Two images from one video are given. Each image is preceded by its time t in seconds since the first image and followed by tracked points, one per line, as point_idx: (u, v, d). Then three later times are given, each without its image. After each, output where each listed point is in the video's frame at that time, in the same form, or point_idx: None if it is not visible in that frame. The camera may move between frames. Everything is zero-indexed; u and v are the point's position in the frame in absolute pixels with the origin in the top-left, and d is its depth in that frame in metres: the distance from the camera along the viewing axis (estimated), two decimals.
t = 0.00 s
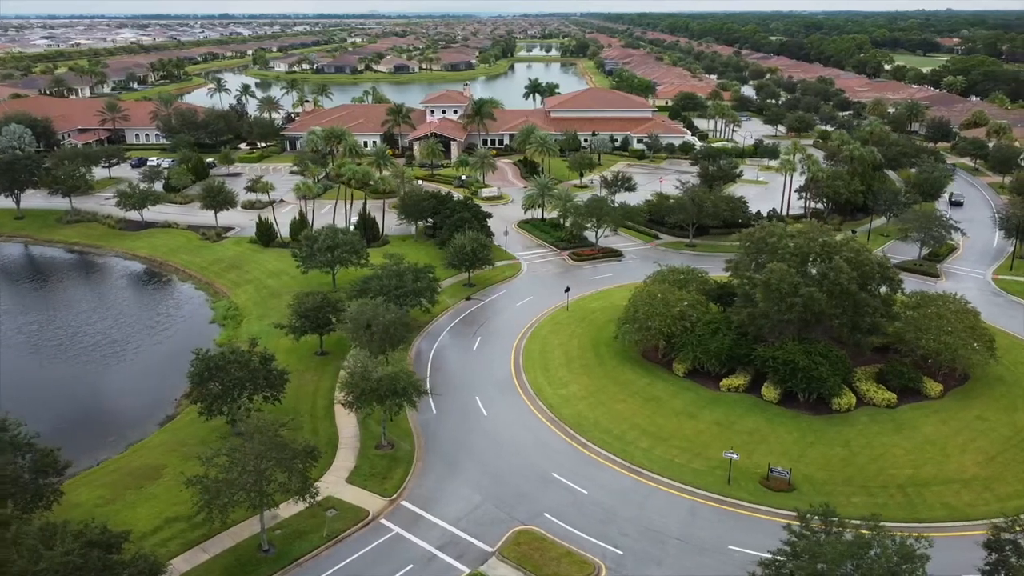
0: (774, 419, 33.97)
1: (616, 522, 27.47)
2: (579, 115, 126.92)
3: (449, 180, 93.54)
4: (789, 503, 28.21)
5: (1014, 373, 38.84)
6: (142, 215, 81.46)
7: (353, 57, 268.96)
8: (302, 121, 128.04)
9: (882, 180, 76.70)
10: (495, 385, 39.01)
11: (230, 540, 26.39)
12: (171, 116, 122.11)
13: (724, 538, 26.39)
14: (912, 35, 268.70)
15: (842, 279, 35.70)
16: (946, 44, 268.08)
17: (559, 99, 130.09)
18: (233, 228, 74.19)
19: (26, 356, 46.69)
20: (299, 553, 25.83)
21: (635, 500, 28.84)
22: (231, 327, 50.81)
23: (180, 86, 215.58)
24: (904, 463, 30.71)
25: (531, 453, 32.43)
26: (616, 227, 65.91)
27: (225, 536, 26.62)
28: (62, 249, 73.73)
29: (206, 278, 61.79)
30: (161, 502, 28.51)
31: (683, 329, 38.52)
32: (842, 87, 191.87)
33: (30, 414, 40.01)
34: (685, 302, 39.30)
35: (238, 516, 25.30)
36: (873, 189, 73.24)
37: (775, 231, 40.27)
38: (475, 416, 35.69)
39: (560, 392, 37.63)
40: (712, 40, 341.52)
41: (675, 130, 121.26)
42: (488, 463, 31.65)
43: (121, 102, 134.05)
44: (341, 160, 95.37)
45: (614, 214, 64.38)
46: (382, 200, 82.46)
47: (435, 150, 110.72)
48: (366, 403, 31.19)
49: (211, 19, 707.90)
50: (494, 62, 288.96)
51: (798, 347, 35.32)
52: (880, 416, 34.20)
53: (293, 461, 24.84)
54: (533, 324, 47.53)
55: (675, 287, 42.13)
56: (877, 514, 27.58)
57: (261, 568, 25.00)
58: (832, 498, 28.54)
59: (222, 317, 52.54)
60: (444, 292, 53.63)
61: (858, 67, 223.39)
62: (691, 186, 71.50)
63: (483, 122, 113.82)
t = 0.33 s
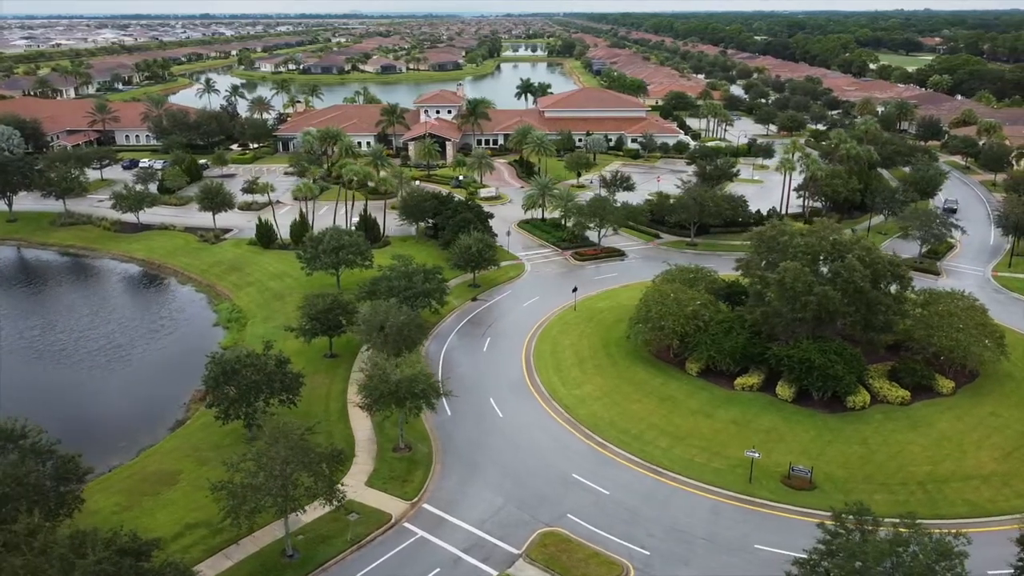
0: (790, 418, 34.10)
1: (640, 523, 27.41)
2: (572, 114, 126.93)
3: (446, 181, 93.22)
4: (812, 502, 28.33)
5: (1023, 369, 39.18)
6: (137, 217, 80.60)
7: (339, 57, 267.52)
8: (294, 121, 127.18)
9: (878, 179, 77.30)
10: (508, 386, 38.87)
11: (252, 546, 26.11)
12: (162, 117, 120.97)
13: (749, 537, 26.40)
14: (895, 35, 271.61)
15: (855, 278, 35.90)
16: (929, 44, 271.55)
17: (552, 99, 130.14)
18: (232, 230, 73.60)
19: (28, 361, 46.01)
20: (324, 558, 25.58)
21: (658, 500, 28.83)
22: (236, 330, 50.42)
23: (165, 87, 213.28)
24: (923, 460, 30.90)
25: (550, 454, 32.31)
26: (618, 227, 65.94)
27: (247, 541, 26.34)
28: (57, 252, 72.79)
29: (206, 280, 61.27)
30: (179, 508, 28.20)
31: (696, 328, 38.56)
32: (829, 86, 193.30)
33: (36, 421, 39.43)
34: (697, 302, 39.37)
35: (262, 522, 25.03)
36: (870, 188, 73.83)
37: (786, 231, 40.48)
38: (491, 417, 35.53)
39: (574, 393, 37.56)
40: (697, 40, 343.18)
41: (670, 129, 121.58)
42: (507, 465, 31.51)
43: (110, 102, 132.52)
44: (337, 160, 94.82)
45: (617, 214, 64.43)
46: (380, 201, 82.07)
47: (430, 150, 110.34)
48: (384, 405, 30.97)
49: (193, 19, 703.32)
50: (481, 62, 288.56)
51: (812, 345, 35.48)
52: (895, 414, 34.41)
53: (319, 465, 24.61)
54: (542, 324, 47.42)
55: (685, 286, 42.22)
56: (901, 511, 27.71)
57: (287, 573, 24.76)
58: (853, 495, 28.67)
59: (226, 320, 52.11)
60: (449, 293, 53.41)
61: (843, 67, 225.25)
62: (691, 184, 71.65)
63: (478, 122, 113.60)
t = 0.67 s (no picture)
0: (804, 416, 34.23)
1: (663, 524, 27.39)
2: (565, 114, 126.96)
3: (442, 181, 92.96)
4: (831, 500, 28.46)
5: None
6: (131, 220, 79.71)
7: (325, 58, 266.02)
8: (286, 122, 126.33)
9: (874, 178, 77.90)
10: (520, 387, 38.71)
11: (274, 552, 25.82)
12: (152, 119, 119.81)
13: (773, 536, 26.48)
14: (876, 35, 274.42)
15: (867, 277, 36.17)
16: (910, 43, 274.80)
17: (545, 99, 130.12)
18: (229, 232, 72.98)
19: (31, 367, 45.31)
20: (348, 563, 25.36)
21: (678, 500, 28.84)
22: (239, 333, 49.98)
23: (150, 88, 211.14)
24: (939, 457, 31.12)
25: (567, 455, 32.19)
26: (620, 227, 66.05)
27: (269, 547, 26.07)
28: (51, 256, 71.88)
29: (205, 283, 60.72)
30: (198, 515, 27.88)
31: (707, 328, 38.62)
32: (816, 85, 194.77)
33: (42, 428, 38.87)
34: (708, 301, 39.45)
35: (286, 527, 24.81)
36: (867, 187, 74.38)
37: (795, 230, 40.69)
38: (505, 419, 35.36)
39: (587, 394, 37.48)
40: (681, 40, 344.78)
41: (663, 129, 121.93)
42: (526, 466, 31.38)
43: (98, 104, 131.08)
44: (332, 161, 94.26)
45: (618, 214, 64.44)
46: (377, 202, 81.68)
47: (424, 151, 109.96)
48: (402, 409, 30.76)
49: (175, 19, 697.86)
50: (467, 62, 288.13)
51: (825, 343, 35.64)
52: (907, 412, 34.63)
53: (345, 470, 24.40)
54: (549, 325, 47.33)
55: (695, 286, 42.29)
56: (920, 508, 27.88)
57: None
58: (872, 493, 28.81)
59: (229, 323, 51.66)
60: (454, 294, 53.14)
61: (828, 66, 227.17)
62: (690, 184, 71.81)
63: (472, 122, 113.32)
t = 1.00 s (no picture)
0: (817, 415, 34.39)
1: (686, 524, 27.39)
2: (559, 115, 126.92)
3: (439, 182, 92.68)
4: (851, 498, 28.56)
5: None
6: (126, 222, 78.89)
7: (312, 58, 264.34)
8: (278, 123, 125.36)
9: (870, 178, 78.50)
10: (532, 387, 38.58)
11: (297, 558, 25.56)
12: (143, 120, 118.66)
13: (795, 535, 26.54)
14: (860, 36, 276.74)
15: (878, 276, 36.42)
16: (893, 43, 277.58)
17: (539, 99, 130.07)
18: (226, 234, 72.39)
19: (35, 372, 44.69)
20: (373, 567, 25.18)
21: (698, 500, 28.90)
22: (243, 337, 49.58)
23: (135, 88, 208.93)
24: (954, 454, 31.34)
25: (585, 456, 32.10)
26: (621, 227, 66.14)
27: (291, 553, 25.82)
28: (45, 259, 71.00)
29: (206, 285, 60.20)
30: (215, 521, 27.60)
31: (719, 327, 38.73)
32: (804, 84, 195.79)
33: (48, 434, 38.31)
34: (718, 301, 39.57)
35: (310, 532, 24.56)
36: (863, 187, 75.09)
37: (804, 231, 40.92)
38: (520, 420, 35.24)
39: (600, 394, 37.44)
40: (666, 40, 345.69)
41: (657, 129, 122.15)
42: (544, 468, 31.26)
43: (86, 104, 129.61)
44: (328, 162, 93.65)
45: (620, 214, 64.50)
46: (375, 204, 81.18)
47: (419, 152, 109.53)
48: (420, 411, 30.60)
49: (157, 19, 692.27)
50: (454, 62, 287.49)
51: (837, 342, 35.82)
52: (919, 409, 34.87)
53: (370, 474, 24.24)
54: (556, 326, 47.24)
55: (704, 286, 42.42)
56: (939, 506, 28.08)
57: None
58: (889, 491, 28.98)
59: (232, 327, 51.27)
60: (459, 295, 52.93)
61: (815, 66, 228.66)
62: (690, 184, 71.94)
63: (466, 123, 113.03)
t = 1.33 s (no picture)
0: (835, 414, 34.52)
1: (711, 524, 27.42)
2: (556, 115, 126.99)
3: (438, 183, 92.42)
4: (873, 497, 28.68)
5: None
6: (124, 225, 78.19)
7: (301, 58, 263.18)
8: (273, 123, 124.70)
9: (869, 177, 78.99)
10: (547, 389, 38.51)
11: (324, 562, 25.37)
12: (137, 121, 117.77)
13: (821, 535, 26.61)
14: (847, 36, 278.65)
15: (891, 275, 36.74)
16: (879, 43, 279.80)
17: (535, 100, 130.04)
18: (227, 236, 71.92)
19: (42, 378, 44.18)
20: (400, 571, 25.05)
21: (722, 499, 28.93)
22: (250, 339, 49.25)
23: (124, 89, 207.39)
24: (972, 452, 31.49)
25: (605, 458, 32.09)
26: (625, 228, 66.15)
27: (317, 557, 25.64)
28: (43, 262, 70.30)
29: (209, 288, 59.78)
30: (237, 527, 27.36)
31: (732, 327, 38.87)
32: (795, 84, 196.55)
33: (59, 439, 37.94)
34: (732, 301, 39.72)
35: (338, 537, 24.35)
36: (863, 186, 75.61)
37: (815, 231, 41.16)
38: (537, 421, 35.19)
39: (616, 395, 37.47)
40: (654, 40, 346.37)
41: (654, 129, 121.98)
42: (565, 470, 31.23)
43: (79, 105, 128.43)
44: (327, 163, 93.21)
45: (624, 214, 64.57)
46: (375, 204, 80.83)
47: (416, 152, 109.12)
48: (441, 413, 30.52)
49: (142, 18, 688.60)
50: (444, 62, 287.00)
51: (852, 341, 36.00)
52: (935, 407, 35.05)
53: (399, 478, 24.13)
54: (567, 326, 47.22)
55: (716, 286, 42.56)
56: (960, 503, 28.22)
57: None
58: (911, 490, 29.10)
59: (239, 329, 50.92)
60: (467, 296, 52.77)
61: (804, 66, 229.82)
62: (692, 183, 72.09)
63: (464, 123, 112.79)
